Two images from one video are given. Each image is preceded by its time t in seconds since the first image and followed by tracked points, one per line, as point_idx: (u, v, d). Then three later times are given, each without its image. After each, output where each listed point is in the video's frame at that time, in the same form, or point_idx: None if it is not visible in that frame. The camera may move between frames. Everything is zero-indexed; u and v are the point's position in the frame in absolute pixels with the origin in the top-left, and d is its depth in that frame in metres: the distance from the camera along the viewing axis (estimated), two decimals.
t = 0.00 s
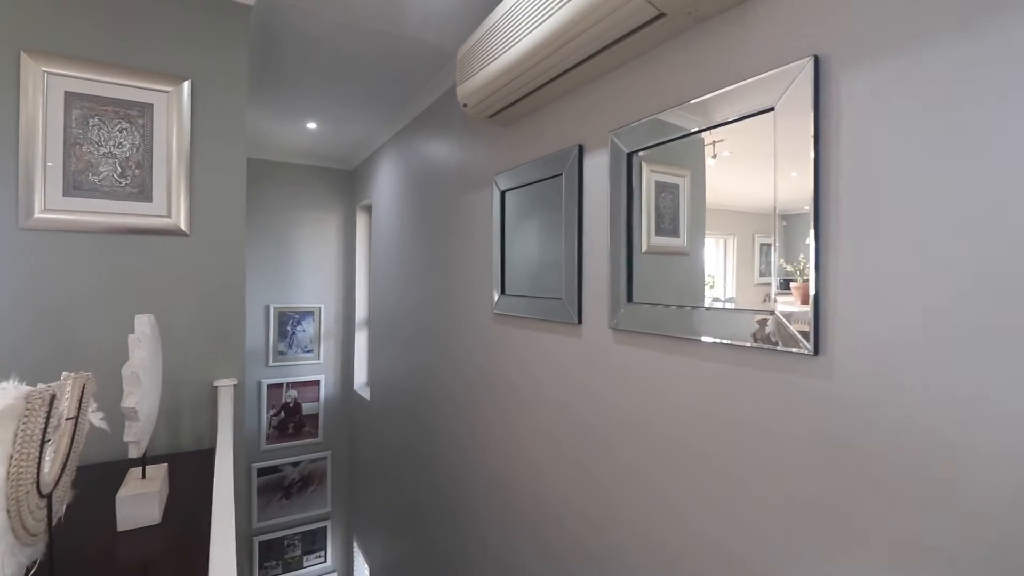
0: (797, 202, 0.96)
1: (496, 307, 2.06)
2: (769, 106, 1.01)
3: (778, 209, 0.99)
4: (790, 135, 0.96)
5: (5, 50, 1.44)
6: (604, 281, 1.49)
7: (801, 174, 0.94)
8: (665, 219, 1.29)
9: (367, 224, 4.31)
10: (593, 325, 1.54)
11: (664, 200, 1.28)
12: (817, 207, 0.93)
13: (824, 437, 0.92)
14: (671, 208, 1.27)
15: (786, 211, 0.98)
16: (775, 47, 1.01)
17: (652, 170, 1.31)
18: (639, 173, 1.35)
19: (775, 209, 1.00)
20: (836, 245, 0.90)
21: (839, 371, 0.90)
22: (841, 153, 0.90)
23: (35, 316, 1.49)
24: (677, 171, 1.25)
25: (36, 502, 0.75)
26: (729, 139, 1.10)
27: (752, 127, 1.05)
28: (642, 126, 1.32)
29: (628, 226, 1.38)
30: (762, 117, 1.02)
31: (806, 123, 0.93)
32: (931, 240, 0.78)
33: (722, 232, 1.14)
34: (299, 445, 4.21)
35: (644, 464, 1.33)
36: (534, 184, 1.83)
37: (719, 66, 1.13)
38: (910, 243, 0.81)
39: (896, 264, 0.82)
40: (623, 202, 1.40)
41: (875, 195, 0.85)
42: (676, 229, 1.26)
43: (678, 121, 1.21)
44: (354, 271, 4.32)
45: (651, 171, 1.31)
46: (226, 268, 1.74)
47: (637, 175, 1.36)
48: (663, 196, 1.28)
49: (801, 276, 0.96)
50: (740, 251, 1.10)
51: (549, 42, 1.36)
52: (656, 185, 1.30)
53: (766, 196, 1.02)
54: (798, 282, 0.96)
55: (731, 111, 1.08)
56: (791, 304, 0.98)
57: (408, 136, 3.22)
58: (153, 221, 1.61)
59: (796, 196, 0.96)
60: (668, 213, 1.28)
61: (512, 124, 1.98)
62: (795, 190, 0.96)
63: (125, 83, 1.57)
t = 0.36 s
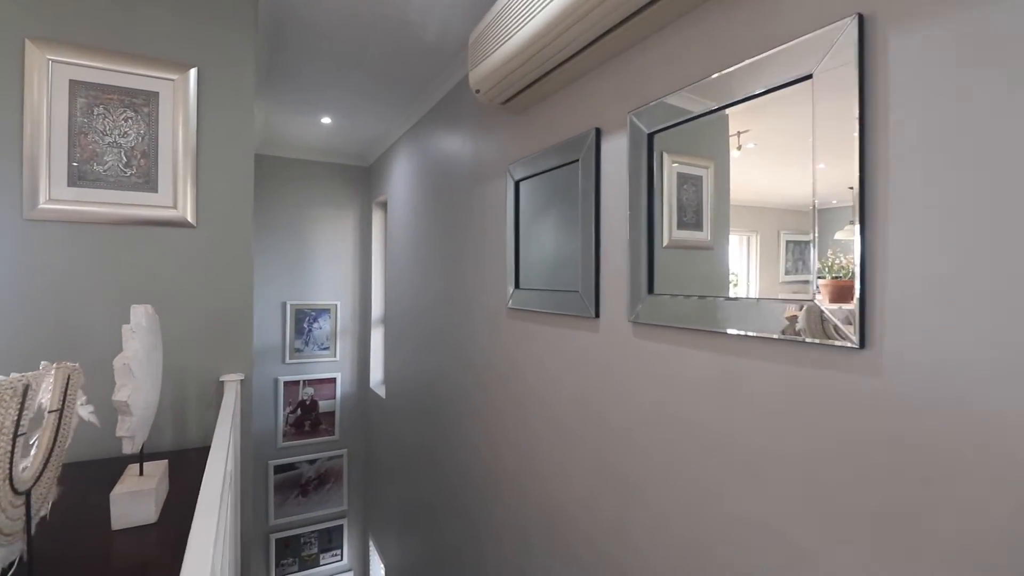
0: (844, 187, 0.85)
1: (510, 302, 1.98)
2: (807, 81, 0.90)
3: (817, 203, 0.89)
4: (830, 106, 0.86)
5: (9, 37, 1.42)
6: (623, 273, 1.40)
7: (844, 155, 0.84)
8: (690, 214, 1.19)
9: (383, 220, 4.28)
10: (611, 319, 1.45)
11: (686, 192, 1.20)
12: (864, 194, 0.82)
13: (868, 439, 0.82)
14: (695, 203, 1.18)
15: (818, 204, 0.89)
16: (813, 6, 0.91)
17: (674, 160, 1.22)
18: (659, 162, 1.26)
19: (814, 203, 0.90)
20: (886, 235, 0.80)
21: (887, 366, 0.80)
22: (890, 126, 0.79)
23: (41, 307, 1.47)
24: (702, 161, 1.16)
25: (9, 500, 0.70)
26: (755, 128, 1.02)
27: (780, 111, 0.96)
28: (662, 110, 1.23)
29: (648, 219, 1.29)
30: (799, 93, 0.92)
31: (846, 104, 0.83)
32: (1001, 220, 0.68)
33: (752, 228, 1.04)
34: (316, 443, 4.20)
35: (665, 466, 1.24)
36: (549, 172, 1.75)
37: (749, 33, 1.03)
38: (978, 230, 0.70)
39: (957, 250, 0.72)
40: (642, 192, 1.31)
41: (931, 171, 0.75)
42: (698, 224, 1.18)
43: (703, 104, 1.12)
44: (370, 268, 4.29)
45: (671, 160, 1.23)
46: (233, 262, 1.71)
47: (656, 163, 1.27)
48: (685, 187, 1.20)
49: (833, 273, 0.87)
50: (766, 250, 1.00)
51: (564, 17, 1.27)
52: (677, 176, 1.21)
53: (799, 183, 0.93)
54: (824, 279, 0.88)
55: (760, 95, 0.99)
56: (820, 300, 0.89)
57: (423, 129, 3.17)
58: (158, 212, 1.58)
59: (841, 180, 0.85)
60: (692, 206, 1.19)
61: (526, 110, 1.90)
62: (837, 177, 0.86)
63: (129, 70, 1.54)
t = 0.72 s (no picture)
0: (896, 167, 0.76)
1: (528, 294, 1.92)
2: (854, 61, 0.81)
3: (864, 193, 0.80)
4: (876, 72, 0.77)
5: (25, 27, 1.42)
6: (646, 262, 1.32)
7: (894, 130, 0.75)
8: (715, 207, 1.11)
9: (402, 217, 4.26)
10: (632, 309, 1.38)
11: (712, 184, 1.11)
12: (918, 174, 0.74)
13: (919, 435, 0.74)
14: (721, 195, 1.10)
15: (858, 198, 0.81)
16: None
17: (698, 149, 1.14)
18: (684, 153, 1.18)
19: (861, 194, 0.80)
20: (944, 215, 0.71)
21: (944, 356, 0.71)
22: (947, 91, 0.71)
23: (57, 297, 1.47)
24: (728, 152, 1.08)
25: None
26: (787, 116, 0.94)
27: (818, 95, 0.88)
28: (684, 95, 1.17)
29: (673, 211, 1.21)
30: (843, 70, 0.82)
31: (897, 85, 0.75)
32: None
33: (784, 215, 0.96)
34: (335, 439, 4.20)
35: (690, 465, 1.16)
36: (567, 158, 1.69)
37: None
38: None
39: None
40: (666, 182, 1.23)
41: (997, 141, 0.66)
42: (723, 216, 1.10)
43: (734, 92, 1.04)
44: (389, 264, 4.29)
45: (695, 151, 1.15)
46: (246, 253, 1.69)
47: (680, 152, 1.19)
48: (711, 178, 1.11)
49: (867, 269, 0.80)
50: (792, 247, 0.94)
51: None
52: (702, 168, 1.13)
53: (841, 170, 0.84)
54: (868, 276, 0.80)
55: (796, 80, 0.91)
56: (856, 293, 0.82)
57: (439, 122, 3.13)
58: (172, 202, 1.57)
59: (893, 159, 0.76)
60: (717, 199, 1.11)
61: (544, 96, 1.84)
62: (885, 164, 0.77)
63: (143, 59, 1.54)
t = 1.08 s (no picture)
0: (954, 148, 0.69)
1: (547, 287, 1.87)
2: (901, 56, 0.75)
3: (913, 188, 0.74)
4: (929, 42, 0.71)
5: (49, 21, 1.44)
6: (670, 251, 1.26)
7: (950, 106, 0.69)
8: (742, 199, 1.05)
9: (422, 214, 4.25)
10: (656, 300, 1.32)
11: (739, 174, 1.06)
12: (978, 155, 0.67)
13: (975, 428, 0.67)
14: (749, 186, 1.04)
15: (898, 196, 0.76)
16: None
17: (724, 141, 1.09)
18: (710, 144, 1.13)
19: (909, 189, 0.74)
20: (1008, 199, 0.65)
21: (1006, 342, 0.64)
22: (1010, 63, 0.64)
23: (81, 288, 1.49)
24: (757, 143, 1.02)
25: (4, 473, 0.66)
26: (818, 106, 0.89)
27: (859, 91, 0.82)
28: (710, 84, 1.11)
29: (700, 203, 1.15)
30: (890, 56, 0.76)
31: (952, 78, 0.69)
32: None
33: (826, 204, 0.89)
34: (356, 435, 4.23)
35: (717, 462, 1.10)
36: (588, 146, 1.64)
37: None
38: None
39: None
40: (692, 171, 1.17)
41: None
42: (753, 208, 1.03)
43: (768, 82, 0.98)
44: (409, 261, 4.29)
45: (722, 142, 1.10)
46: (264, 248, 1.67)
47: (705, 141, 1.14)
48: (738, 169, 1.06)
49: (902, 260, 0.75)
50: (822, 239, 0.89)
51: None
52: (729, 157, 1.08)
53: (880, 163, 0.78)
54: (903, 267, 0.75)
55: (836, 67, 0.85)
56: (893, 285, 0.77)
57: (458, 117, 3.11)
58: (191, 193, 1.58)
59: (948, 140, 0.70)
60: (744, 190, 1.05)
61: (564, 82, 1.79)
62: (938, 153, 0.71)
63: (162, 52, 1.54)
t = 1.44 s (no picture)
0: (1009, 137, 0.63)
1: (569, 280, 1.84)
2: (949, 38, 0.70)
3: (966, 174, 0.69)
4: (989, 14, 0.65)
5: (80, 19, 1.48)
6: (695, 239, 1.21)
7: (1006, 94, 0.63)
8: (772, 191, 1.00)
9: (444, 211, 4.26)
10: (681, 290, 1.27)
11: (769, 165, 1.00)
12: None
13: None
14: (779, 177, 0.98)
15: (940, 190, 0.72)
16: None
17: (754, 130, 1.04)
18: (739, 135, 1.08)
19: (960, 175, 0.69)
20: None
21: None
22: None
23: (112, 278, 1.54)
24: (787, 133, 0.97)
25: (24, 452, 0.66)
26: (852, 94, 0.84)
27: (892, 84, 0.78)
28: (741, 70, 1.06)
29: (730, 193, 1.10)
30: (936, 40, 0.71)
31: (1001, 69, 0.64)
32: None
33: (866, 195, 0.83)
34: (379, 431, 4.26)
35: (745, 457, 1.05)
36: (610, 135, 1.60)
37: None
38: None
39: None
40: (720, 160, 1.11)
41: None
42: (784, 200, 0.98)
43: (800, 71, 0.94)
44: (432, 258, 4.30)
45: (751, 132, 1.05)
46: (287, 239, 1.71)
47: (733, 131, 1.09)
48: (767, 160, 1.01)
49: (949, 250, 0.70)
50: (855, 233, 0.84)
51: None
52: (759, 146, 1.03)
53: (920, 150, 0.74)
54: (943, 259, 0.71)
55: (874, 52, 0.80)
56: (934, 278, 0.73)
57: (479, 112, 3.09)
58: (216, 186, 1.61)
59: (1003, 129, 0.63)
60: (774, 183, 0.99)
61: (584, 71, 1.76)
62: (988, 142, 0.66)
63: (188, 47, 1.57)
